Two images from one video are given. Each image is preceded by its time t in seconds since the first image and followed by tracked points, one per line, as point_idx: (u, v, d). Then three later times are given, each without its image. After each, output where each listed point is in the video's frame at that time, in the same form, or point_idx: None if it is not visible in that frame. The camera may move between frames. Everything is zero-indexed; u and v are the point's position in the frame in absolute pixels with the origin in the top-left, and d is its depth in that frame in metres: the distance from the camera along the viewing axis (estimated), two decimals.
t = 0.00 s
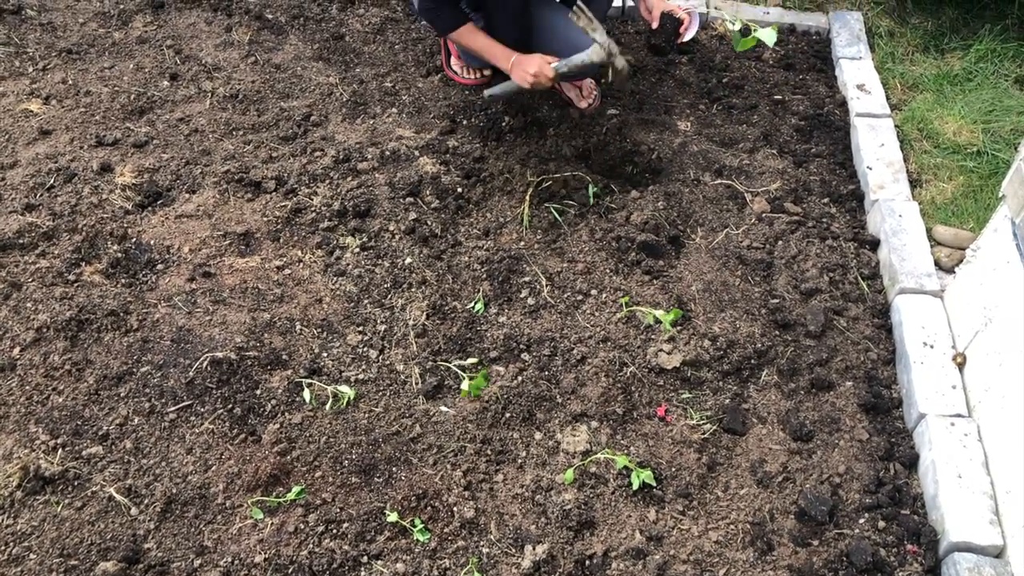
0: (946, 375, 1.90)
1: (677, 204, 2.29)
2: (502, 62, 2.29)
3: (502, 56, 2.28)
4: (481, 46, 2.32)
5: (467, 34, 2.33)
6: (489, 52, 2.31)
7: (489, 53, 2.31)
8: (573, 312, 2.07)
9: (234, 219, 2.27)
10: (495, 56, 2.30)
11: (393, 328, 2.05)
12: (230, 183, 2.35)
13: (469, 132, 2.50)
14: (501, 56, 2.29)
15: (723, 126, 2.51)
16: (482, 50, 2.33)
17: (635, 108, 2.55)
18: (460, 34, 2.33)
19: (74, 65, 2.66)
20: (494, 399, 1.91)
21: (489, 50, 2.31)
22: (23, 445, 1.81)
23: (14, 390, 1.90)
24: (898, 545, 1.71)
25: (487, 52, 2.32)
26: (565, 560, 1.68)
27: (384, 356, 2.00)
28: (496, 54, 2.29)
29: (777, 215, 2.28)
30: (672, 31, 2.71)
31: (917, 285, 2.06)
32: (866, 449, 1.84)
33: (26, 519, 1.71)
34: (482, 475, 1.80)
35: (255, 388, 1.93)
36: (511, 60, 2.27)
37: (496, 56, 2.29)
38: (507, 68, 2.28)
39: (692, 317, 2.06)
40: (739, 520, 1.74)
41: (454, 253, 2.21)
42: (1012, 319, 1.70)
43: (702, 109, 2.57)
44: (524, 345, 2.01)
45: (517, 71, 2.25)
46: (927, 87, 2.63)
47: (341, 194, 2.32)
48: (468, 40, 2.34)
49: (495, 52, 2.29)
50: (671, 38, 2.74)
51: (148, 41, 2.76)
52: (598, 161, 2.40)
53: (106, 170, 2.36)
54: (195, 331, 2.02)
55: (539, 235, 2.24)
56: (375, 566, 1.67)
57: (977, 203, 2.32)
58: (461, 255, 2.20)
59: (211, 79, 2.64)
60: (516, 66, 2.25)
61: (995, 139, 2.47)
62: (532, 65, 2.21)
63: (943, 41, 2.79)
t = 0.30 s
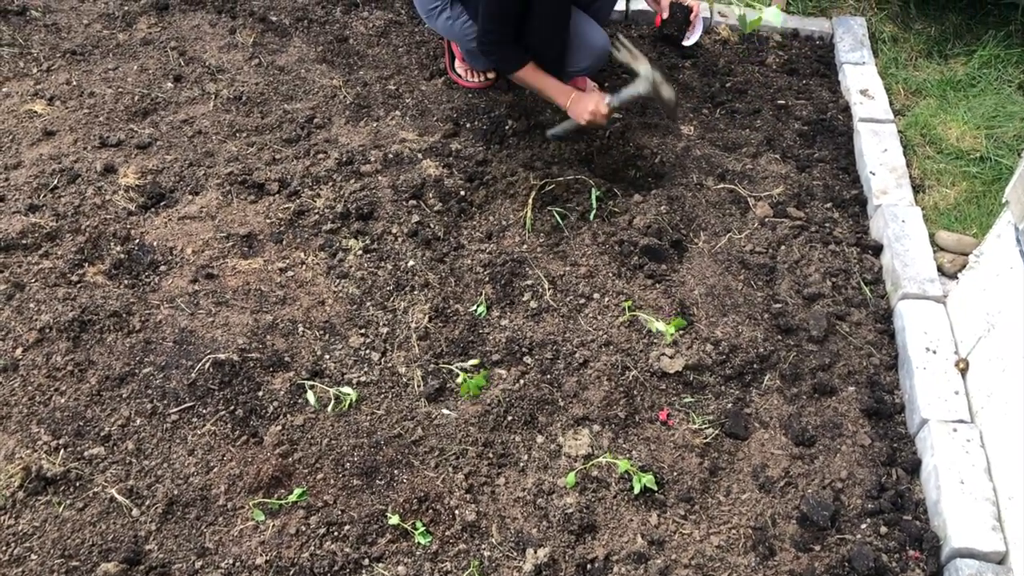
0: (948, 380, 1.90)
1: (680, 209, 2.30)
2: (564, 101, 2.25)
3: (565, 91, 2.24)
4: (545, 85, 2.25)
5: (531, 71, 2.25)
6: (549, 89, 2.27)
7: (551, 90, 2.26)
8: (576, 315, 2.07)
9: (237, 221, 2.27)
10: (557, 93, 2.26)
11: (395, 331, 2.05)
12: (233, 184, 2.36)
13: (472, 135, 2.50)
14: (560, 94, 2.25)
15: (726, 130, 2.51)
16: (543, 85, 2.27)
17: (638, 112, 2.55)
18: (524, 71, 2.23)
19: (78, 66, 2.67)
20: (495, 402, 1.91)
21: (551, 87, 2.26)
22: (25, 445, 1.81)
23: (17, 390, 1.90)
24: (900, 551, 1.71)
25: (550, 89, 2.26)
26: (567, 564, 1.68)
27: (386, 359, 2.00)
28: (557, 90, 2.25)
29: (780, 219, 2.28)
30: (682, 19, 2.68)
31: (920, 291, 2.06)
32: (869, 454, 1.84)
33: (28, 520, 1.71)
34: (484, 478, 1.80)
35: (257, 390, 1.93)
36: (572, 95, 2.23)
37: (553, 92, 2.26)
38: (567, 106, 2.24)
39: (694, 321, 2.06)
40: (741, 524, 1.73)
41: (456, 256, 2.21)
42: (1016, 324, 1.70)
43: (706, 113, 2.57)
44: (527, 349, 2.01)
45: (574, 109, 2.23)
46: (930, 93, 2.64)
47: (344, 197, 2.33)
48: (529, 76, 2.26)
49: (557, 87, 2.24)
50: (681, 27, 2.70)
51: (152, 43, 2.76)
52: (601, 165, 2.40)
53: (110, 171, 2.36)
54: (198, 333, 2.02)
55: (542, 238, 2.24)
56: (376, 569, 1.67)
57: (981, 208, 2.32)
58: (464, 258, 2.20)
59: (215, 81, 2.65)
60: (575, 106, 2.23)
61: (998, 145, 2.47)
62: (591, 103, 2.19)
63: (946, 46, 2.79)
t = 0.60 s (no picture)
0: (951, 385, 1.89)
1: (683, 212, 2.29)
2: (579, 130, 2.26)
3: (587, 126, 2.24)
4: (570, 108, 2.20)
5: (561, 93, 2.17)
6: (573, 115, 2.22)
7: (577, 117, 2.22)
8: (578, 318, 2.07)
9: (240, 223, 2.27)
10: (578, 122, 2.24)
11: (397, 333, 2.05)
12: (235, 187, 2.36)
13: (475, 138, 2.50)
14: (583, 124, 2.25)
15: (729, 133, 2.51)
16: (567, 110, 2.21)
17: (641, 116, 2.55)
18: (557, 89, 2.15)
19: (82, 69, 2.67)
20: (497, 405, 1.91)
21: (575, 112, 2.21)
22: (28, 447, 1.81)
23: (19, 392, 1.90)
24: (902, 556, 1.70)
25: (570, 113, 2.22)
26: (568, 568, 1.67)
27: (388, 362, 2.00)
28: (581, 121, 2.23)
29: (782, 223, 2.27)
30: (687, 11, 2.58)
31: (923, 295, 2.05)
32: (871, 458, 1.84)
33: (29, 522, 1.71)
34: (485, 481, 1.80)
35: (259, 393, 1.93)
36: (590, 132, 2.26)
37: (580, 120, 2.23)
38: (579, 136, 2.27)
39: (697, 324, 2.05)
40: (743, 528, 1.73)
41: (458, 259, 2.21)
42: (1018, 329, 1.70)
43: (708, 116, 2.57)
44: (529, 352, 2.01)
45: (584, 143, 2.29)
46: (934, 96, 2.63)
47: (346, 199, 2.33)
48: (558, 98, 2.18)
49: (583, 120, 2.23)
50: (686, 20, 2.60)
51: (155, 45, 2.77)
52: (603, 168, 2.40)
53: (113, 174, 2.37)
54: (200, 335, 2.02)
55: (544, 241, 2.24)
56: (377, 572, 1.67)
57: (984, 212, 2.31)
58: (466, 261, 2.20)
59: (218, 84, 2.65)
60: (587, 143, 2.29)
61: (1002, 149, 2.46)
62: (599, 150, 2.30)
63: (950, 50, 2.78)
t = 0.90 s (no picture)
0: (954, 389, 1.89)
1: (685, 216, 2.29)
2: (522, 93, 2.20)
3: (531, 88, 2.18)
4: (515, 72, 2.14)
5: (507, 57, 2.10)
6: (517, 78, 2.16)
7: (521, 80, 2.16)
8: (581, 323, 2.07)
9: (243, 228, 2.28)
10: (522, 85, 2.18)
11: (400, 338, 2.05)
12: (239, 192, 2.36)
13: (478, 143, 2.51)
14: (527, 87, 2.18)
15: (732, 138, 2.51)
16: (509, 72, 2.14)
17: (643, 120, 2.56)
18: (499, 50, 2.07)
19: (86, 74, 2.69)
20: (500, 410, 1.91)
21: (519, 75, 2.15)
22: (31, 452, 1.81)
23: (23, 397, 1.91)
24: (905, 561, 1.69)
25: (513, 76, 2.16)
26: (570, 573, 1.67)
27: (391, 366, 2.00)
28: (524, 84, 2.17)
29: (785, 228, 2.27)
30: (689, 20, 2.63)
31: (926, 299, 2.05)
32: (874, 463, 1.83)
33: (33, 526, 1.71)
34: (488, 486, 1.80)
35: (262, 398, 1.93)
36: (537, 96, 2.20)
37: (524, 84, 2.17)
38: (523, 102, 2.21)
39: (700, 329, 2.05)
40: (745, 534, 1.73)
41: (461, 263, 2.21)
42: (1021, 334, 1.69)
43: (711, 121, 2.57)
44: (531, 356, 2.01)
45: (531, 110, 2.23)
46: (936, 101, 2.63)
47: (349, 204, 2.33)
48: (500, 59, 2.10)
49: (528, 83, 2.16)
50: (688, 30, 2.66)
51: (159, 50, 2.78)
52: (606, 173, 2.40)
53: (117, 179, 2.37)
54: (204, 340, 2.03)
55: (547, 246, 2.24)
56: None
57: (987, 217, 2.31)
58: (469, 266, 2.20)
59: (222, 89, 2.66)
60: (533, 109, 2.22)
61: (1005, 153, 2.46)
62: (547, 116, 2.23)
63: (952, 55, 2.79)
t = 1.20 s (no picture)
0: (959, 396, 1.88)
1: (689, 223, 2.30)
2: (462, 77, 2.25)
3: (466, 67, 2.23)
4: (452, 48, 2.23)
5: (446, 33, 2.22)
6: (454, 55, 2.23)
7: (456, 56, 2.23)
8: (585, 329, 2.07)
9: (248, 235, 2.29)
10: (458, 64, 2.24)
11: (404, 344, 2.06)
12: (244, 199, 2.37)
13: (482, 149, 2.51)
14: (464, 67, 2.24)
15: (736, 144, 2.52)
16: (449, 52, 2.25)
17: (647, 127, 2.56)
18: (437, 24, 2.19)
19: (92, 82, 2.70)
20: (504, 416, 1.91)
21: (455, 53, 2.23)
22: (37, 458, 1.82)
23: (28, 403, 1.91)
24: (911, 568, 1.69)
25: (453, 55, 2.24)
26: None
27: (395, 373, 2.01)
28: (461, 62, 2.23)
29: (789, 234, 2.28)
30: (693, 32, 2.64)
31: (931, 305, 2.05)
32: (879, 470, 1.83)
33: (38, 532, 1.72)
34: (492, 492, 1.80)
35: (267, 404, 1.94)
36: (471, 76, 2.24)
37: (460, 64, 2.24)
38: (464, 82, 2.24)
39: (704, 335, 2.05)
40: (750, 540, 1.72)
41: (466, 269, 2.22)
42: None
43: (715, 127, 2.57)
44: (536, 363, 2.01)
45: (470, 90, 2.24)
46: (940, 107, 2.63)
47: (354, 211, 2.34)
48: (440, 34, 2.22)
49: (462, 61, 2.23)
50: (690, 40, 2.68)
51: (165, 58, 2.79)
52: (610, 179, 2.41)
53: (123, 186, 2.39)
54: (208, 346, 2.04)
55: (551, 252, 2.25)
56: None
57: (992, 223, 2.30)
58: (473, 272, 2.21)
59: (227, 96, 2.67)
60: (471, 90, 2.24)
61: (1009, 159, 2.46)
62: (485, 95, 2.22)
63: (956, 61, 2.79)
